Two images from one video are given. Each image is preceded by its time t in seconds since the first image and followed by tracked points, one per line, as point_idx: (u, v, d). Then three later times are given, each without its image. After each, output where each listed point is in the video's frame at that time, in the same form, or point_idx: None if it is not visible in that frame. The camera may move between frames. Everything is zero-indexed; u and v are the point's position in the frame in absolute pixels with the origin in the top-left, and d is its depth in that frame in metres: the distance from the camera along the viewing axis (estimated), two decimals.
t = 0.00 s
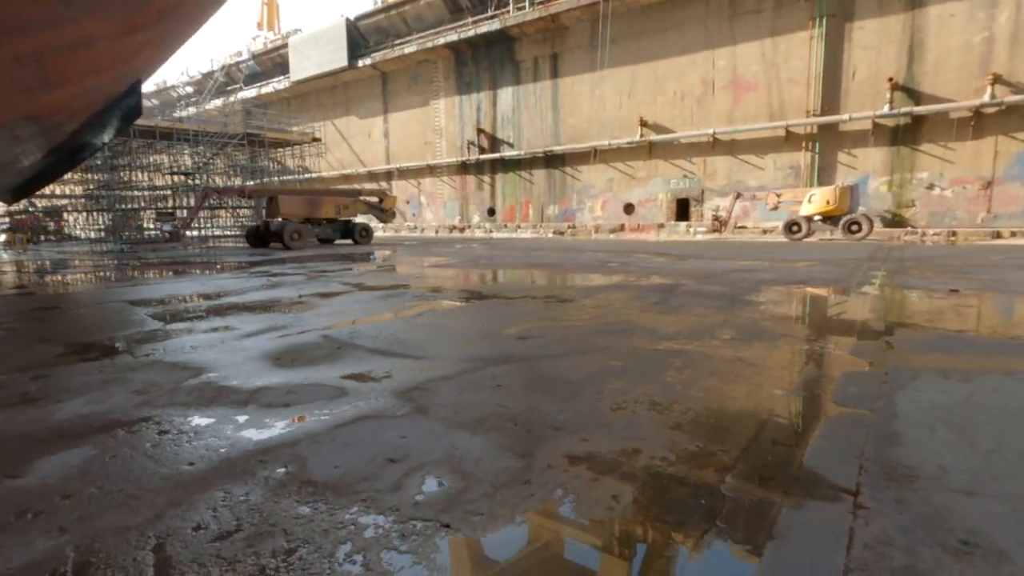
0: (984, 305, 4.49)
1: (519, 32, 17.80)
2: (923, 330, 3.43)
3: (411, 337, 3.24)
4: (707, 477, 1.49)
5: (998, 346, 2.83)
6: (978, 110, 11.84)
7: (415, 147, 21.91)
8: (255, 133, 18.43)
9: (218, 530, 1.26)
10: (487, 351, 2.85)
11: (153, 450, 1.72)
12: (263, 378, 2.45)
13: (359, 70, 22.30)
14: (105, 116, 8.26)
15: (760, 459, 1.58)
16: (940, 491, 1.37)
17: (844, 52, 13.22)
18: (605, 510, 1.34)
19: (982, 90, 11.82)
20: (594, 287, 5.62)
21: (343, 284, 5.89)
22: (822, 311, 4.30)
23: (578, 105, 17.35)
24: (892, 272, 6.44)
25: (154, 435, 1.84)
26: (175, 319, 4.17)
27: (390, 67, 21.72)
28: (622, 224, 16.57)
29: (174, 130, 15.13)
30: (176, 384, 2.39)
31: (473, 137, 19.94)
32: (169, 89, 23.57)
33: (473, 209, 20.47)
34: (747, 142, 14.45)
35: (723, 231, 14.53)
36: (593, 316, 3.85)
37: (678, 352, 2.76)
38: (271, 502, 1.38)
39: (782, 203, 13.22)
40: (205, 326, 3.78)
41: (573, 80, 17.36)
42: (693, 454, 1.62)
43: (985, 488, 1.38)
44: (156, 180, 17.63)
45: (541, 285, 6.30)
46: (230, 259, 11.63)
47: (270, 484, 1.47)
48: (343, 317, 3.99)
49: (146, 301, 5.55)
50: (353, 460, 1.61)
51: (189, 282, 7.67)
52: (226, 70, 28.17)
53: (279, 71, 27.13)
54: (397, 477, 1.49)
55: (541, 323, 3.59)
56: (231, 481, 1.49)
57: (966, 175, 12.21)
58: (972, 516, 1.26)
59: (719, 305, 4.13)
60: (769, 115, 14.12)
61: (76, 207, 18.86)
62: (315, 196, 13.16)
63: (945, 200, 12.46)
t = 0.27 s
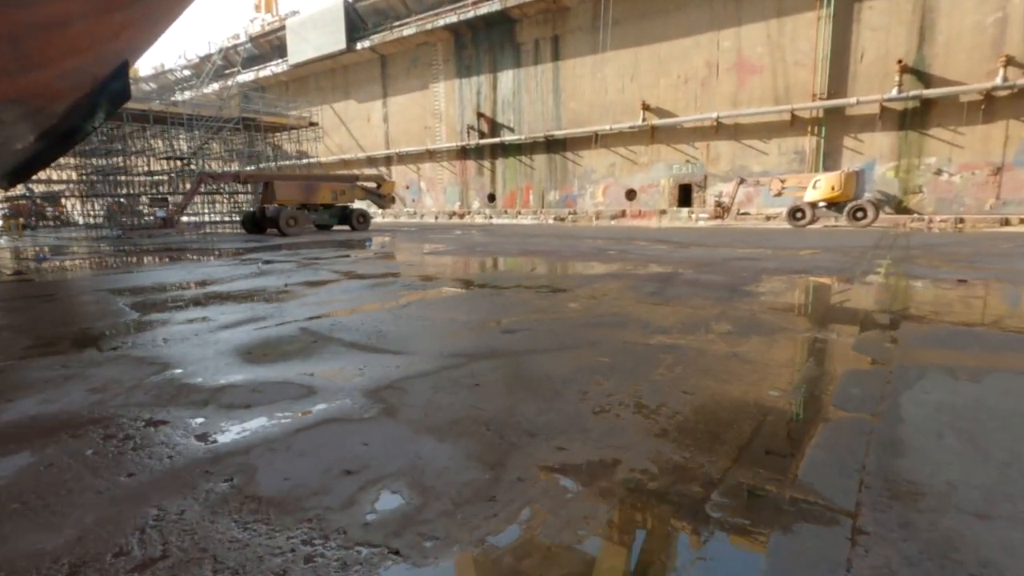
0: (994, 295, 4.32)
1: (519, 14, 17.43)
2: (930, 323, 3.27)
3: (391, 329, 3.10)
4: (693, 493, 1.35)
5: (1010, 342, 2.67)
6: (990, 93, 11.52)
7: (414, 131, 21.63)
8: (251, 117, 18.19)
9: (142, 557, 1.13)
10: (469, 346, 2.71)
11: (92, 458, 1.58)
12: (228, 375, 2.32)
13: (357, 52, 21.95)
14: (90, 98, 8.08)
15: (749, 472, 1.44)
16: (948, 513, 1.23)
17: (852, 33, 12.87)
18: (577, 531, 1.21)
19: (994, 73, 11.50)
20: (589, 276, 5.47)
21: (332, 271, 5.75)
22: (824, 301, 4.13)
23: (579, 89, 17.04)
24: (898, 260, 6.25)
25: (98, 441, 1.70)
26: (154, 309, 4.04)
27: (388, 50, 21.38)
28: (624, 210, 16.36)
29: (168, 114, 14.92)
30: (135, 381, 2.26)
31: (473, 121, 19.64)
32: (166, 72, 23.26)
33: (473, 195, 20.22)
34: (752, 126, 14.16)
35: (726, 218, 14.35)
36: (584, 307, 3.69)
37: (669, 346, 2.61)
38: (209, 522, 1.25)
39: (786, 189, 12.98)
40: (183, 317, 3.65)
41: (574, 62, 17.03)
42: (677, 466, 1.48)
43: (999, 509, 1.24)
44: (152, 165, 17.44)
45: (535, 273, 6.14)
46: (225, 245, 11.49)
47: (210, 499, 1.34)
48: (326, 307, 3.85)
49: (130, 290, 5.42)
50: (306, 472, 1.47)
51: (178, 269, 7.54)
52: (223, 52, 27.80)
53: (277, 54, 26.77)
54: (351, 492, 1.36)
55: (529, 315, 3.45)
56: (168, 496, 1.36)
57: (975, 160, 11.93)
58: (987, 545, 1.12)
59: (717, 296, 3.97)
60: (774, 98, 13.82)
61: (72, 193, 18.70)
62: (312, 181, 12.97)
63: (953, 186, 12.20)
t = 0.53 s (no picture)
0: (1001, 291, 4.15)
1: (519, 3, 17.17)
2: (934, 320, 3.11)
3: (367, 325, 2.96)
4: (663, 513, 1.20)
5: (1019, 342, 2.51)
6: (998, 84, 11.27)
7: (413, 123, 21.42)
8: (247, 108, 18.03)
9: None
10: (444, 344, 2.56)
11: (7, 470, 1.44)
12: (182, 375, 2.18)
13: (356, 43, 21.72)
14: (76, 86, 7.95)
15: (733, 487, 1.30)
16: (949, 542, 1.08)
17: (857, 22, 12.61)
18: (527, 558, 1.07)
19: (1002, 63, 11.25)
20: (583, 269, 5.32)
21: (319, 264, 5.60)
22: (826, 297, 3.95)
23: (579, 80, 16.80)
24: (900, 254, 6.07)
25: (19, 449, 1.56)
26: (129, 304, 3.92)
27: (387, 41, 21.14)
28: (624, 203, 16.16)
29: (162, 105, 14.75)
30: (81, 382, 2.11)
31: (472, 113, 19.42)
32: (164, 63, 23.07)
33: (472, 187, 20.03)
34: (754, 118, 13.93)
35: (727, 211, 14.16)
36: (571, 301, 3.53)
37: (656, 345, 2.45)
38: (115, 549, 1.11)
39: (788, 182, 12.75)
40: (154, 313, 3.52)
41: (574, 53, 16.80)
42: (651, 483, 1.33)
43: (1010, 536, 1.09)
44: (148, 157, 17.31)
45: (527, 267, 5.98)
46: (218, 237, 11.36)
47: (126, 521, 1.20)
48: (304, 302, 3.71)
49: (111, 283, 5.29)
50: (237, 487, 1.33)
51: (165, 262, 7.40)
52: (222, 43, 27.56)
53: (275, 45, 26.55)
54: (281, 511, 1.22)
55: (513, 310, 3.29)
56: (82, 515, 1.22)
57: (982, 152, 11.70)
58: None
59: (711, 291, 3.80)
60: (778, 89, 13.58)
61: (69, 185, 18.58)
62: (307, 173, 12.81)
63: (959, 178, 11.97)
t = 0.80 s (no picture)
0: None
1: None
2: (956, 322, 2.91)
3: (354, 323, 2.84)
4: (638, 554, 1.06)
5: None
6: None
7: (423, 113, 21.25)
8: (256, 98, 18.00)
9: None
10: (429, 345, 2.42)
11: None
12: (150, 377, 2.07)
13: (366, 32, 21.56)
14: (79, 74, 7.92)
15: (726, 517, 1.17)
16: None
17: (879, 7, 12.16)
18: None
19: None
20: (587, 263, 5.15)
21: (317, 257, 5.50)
22: (840, 293, 3.76)
23: (591, 68, 16.50)
24: (921, 248, 5.81)
25: None
26: (119, 298, 3.84)
27: (397, 30, 20.96)
28: (635, 194, 15.88)
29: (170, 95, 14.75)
30: (41, 385, 2.01)
31: (482, 103, 19.19)
32: (176, 53, 23.13)
33: (482, 178, 19.85)
34: (771, 107, 13.56)
35: (741, 203, 13.86)
36: (569, 298, 3.38)
37: (654, 348, 2.30)
38: None
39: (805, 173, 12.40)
40: (141, 308, 3.43)
41: (585, 41, 16.49)
42: (632, 511, 1.20)
43: None
44: (159, 147, 17.37)
45: (531, 260, 5.82)
46: (226, 228, 11.34)
47: (46, 551, 1.09)
48: (295, 298, 3.60)
49: (109, 275, 5.24)
50: (176, 510, 1.21)
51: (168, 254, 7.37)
52: (234, 33, 27.55)
53: (287, 35, 26.49)
54: (214, 541, 1.11)
55: (507, 307, 3.15)
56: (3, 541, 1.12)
57: (1009, 142, 11.26)
58: None
59: (718, 288, 3.62)
60: (795, 77, 13.18)
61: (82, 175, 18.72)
62: (314, 164, 12.72)
63: (984, 169, 11.55)
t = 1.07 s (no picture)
0: None
1: None
2: (984, 333, 2.72)
3: (342, 332, 2.70)
4: None
5: None
6: None
7: (433, 113, 21.18)
8: (266, 99, 18.05)
9: None
10: (416, 356, 2.28)
11: None
12: (118, 391, 1.95)
13: (377, 33, 21.55)
14: (86, 74, 7.91)
15: (728, 566, 1.03)
16: None
17: (899, 3, 11.83)
18: None
19: None
20: (593, 267, 4.99)
21: (317, 259, 5.39)
22: (858, 298, 3.58)
23: (602, 68, 16.30)
24: (943, 252, 5.56)
25: None
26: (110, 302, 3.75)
27: (408, 30, 20.92)
28: (647, 195, 15.66)
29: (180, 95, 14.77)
30: None
31: (493, 103, 19.06)
32: (189, 55, 23.28)
33: (492, 179, 19.71)
34: (786, 106, 13.28)
35: (754, 205, 13.58)
36: (570, 305, 3.22)
37: (657, 363, 2.13)
38: None
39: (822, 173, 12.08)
40: (129, 314, 3.33)
41: (596, 40, 16.30)
42: (624, 560, 1.05)
43: None
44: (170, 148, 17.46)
45: (535, 263, 5.66)
46: (234, 229, 11.32)
47: None
48: (287, 303, 3.48)
49: (107, 277, 5.17)
50: (112, 552, 1.08)
51: (170, 255, 7.30)
52: (247, 35, 27.71)
53: (298, 36, 26.59)
54: None
55: (504, 315, 2.99)
56: None
57: None
58: None
59: (728, 295, 3.44)
60: (811, 76, 12.88)
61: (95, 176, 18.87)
62: (322, 165, 12.67)
63: (1008, 170, 11.18)
